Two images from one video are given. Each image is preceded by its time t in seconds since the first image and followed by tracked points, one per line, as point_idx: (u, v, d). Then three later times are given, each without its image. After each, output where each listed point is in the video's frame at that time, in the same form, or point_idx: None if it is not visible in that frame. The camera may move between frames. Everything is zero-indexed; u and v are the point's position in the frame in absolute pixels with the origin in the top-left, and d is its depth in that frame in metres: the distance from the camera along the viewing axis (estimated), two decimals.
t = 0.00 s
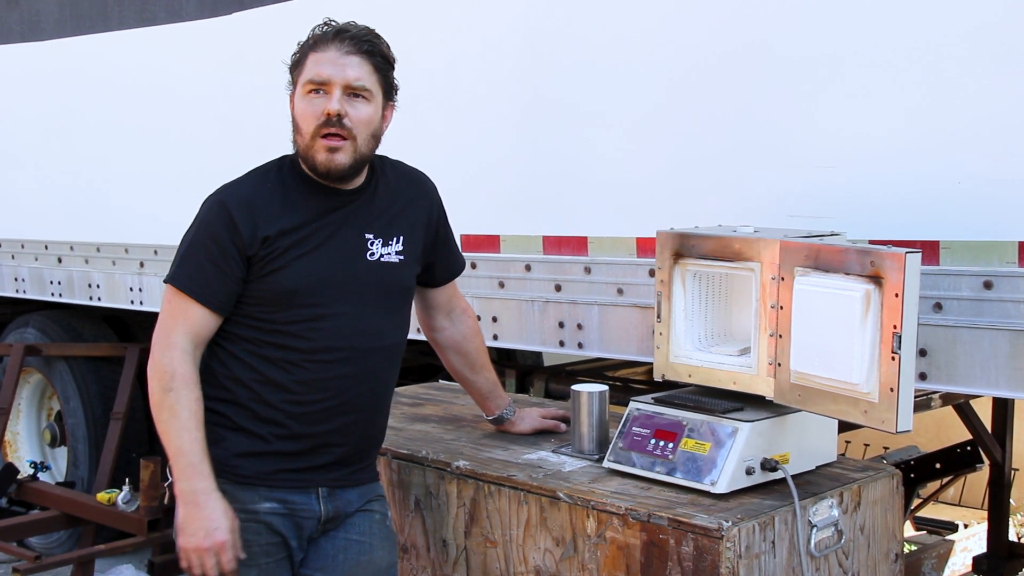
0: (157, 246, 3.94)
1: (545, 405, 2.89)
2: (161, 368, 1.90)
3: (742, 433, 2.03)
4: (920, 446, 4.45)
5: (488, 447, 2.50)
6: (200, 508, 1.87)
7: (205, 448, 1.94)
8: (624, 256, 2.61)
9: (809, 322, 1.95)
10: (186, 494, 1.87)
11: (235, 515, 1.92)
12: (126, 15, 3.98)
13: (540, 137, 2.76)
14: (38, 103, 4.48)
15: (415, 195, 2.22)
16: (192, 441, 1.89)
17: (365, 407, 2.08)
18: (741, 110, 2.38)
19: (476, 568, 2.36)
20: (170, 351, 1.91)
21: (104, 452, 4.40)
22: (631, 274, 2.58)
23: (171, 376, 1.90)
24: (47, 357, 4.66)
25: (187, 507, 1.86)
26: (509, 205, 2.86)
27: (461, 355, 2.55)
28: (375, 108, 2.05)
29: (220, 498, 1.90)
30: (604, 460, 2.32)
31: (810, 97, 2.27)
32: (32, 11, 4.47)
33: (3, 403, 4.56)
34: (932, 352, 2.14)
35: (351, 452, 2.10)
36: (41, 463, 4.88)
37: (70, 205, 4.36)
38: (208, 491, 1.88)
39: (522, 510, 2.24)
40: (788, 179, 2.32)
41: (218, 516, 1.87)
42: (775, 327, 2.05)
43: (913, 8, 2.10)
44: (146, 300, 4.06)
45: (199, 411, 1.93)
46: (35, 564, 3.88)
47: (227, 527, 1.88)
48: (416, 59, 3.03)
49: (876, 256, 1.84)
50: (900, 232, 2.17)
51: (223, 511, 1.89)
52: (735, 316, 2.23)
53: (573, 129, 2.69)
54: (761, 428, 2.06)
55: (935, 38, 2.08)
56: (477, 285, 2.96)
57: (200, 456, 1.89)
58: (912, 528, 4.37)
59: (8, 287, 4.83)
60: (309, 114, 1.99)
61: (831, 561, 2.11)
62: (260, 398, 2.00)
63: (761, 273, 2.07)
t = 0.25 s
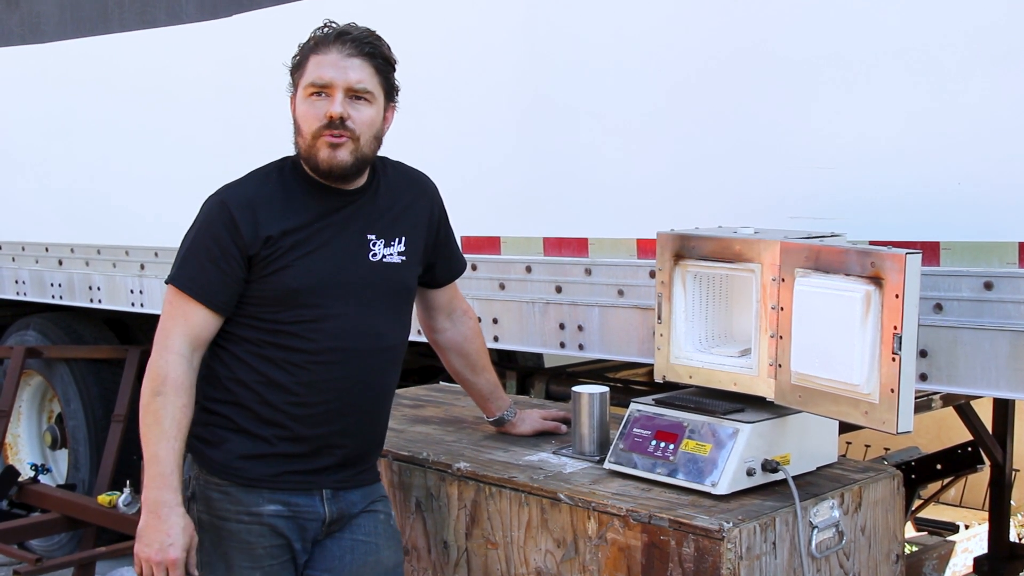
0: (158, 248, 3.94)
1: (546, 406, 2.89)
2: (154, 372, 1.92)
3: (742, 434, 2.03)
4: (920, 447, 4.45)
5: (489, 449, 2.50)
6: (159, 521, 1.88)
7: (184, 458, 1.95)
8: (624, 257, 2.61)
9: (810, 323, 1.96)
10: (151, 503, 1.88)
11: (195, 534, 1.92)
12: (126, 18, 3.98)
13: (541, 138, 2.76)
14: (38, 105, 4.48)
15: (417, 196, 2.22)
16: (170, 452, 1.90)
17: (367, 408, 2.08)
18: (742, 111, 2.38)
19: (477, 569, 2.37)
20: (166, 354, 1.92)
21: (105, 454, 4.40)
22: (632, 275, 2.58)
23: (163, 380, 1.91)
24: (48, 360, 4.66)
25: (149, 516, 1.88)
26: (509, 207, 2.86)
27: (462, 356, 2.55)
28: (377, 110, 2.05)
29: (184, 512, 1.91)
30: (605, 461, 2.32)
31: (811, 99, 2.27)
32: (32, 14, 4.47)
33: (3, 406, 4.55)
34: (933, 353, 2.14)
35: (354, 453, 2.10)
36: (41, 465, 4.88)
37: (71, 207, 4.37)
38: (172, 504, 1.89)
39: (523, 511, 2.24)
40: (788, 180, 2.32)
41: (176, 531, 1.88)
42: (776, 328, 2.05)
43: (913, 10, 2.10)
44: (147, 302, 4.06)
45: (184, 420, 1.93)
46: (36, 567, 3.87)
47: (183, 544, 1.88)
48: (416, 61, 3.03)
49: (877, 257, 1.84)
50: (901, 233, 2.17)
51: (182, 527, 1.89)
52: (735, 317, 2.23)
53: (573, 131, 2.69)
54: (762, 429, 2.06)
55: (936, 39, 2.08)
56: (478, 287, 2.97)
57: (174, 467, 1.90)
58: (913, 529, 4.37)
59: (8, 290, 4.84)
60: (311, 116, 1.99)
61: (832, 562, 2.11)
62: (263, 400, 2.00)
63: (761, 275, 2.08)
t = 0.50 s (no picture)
0: (158, 251, 3.94)
1: (546, 407, 2.89)
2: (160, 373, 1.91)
3: (742, 435, 2.03)
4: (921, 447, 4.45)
5: (490, 450, 2.50)
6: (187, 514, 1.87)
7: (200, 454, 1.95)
8: (624, 259, 2.61)
9: (809, 324, 1.96)
10: (176, 499, 1.88)
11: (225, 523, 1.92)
12: (126, 20, 3.98)
13: (541, 140, 2.76)
14: (38, 107, 4.48)
15: (416, 197, 2.22)
16: (187, 446, 1.90)
17: (368, 409, 2.08)
18: (741, 112, 2.38)
19: (478, 571, 2.37)
20: (171, 355, 1.92)
21: (106, 457, 4.40)
22: (632, 276, 2.58)
23: (169, 380, 1.91)
24: (48, 362, 4.66)
25: (176, 512, 1.87)
26: (509, 208, 2.86)
27: (462, 357, 2.55)
28: (376, 113, 2.05)
29: (211, 504, 1.91)
30: (605, 462, 2.32)
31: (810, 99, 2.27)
32: (31, 16, 4.47)
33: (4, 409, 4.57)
34: (933, 353, 2.14)
35: (355, 455, 2.10)
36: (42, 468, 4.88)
37: (71, 209, 4.37)
38: (198, 497, 1.89)
39: (523, 513, 2.24)
40: (787, 181, 2.33)
41: (206, 523, 1.88)
42: (776, 329, 2.05)
43: (912, 10, 2.10)
44: (147, 305, 4.06)
45: (195, 418, 1.93)
46: (37, 570, 3.90)
47: (214, 533, 1.89)
48: (415, 62, 3.03)
49: (876, 257, 1.85)
50: (900, 233, 2.17)
51: (211, 518, 1.89)
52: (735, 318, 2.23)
53: (573, 132, 2.69)
54: (762, 430, 2.06)
55: (935, 40, 2.08)
56: (478, 288, 2.97)
57: (193, 461, 1.90)
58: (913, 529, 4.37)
59: (8, 292, 4.84)
60: (311, 120, 1.99)
61: (832, 563, 2.11)
62: (263, 402, 2.00)
63: (761, 275, 2.08)
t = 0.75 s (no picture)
0: (157, 251, 3.94)
1: (546, 408, 2.89)
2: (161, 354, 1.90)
3: (741, 437, 2.03)
4: (920, 449, 4.45)
5: (489, 451, 2.50)
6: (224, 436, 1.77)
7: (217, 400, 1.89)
8: (624, 260, 2.61)
9: (808, 325, 1.96)
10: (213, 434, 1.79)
11: (270, 427, 1.79)
12: (126, 20, 3.98)
13: (541, 141, 2.77)
14: (37, 107, 4.48)
15: (415, 198, 2.22)
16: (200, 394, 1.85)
17: (368, 410, 2.08)
18: (741, 114, 2.39)
19: (476, 571, 2.37)
20: (170, 339, 1.90)
21: (105, 457, 4.40)
22: (631, 277, 2.58)
23: (168, 360, 1.89)
24: (47, 362, 4.66)
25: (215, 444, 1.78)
26: (508, 209, 2.86)
27: (461, 358, 2.55)
28: (378, 116, 2.05)
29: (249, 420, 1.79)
30: (604, 463, 2.32)
31: (810, 101, 2.27)
32: (31, 15, 4.47)
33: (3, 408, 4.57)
34: (932, 355, 2.15)
35: (354, 455, 2.10)
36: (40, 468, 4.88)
37: (70, 209, 4.37)
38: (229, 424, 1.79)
39: (522, 513, 2.24)
40: (787, 182, 2.33)
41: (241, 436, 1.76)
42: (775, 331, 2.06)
43: (912, 12, 2.10)
44: (146, 305, 4.06)
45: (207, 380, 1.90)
46: (36, 569, 3.89)
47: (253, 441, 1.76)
48: (415, 63, 3.03)
49: (876, 259, 1.85)
50: (900, 235, 2.18)
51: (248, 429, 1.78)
52: (735, 319, 2.23)
53: (572, 133, 2.70)
54: (761, 432, 2.06)
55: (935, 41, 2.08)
56: (477, 289, 2.97)
57: (209, 403, 1.84)
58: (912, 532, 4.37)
59: (8, 292, 4.84)
60: (313, 123, 1.98)
61: (831, 565, 2.11)
62: (263, 402, 2.00)
63: (760, 277, 2.08)
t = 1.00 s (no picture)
0: (156, 250, 3.94)
1: (545, 408, 2.89)
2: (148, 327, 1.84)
3: (740, 437, 2.03)
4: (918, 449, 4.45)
5: (487, 451, 2.50)
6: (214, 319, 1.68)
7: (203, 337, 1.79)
8: (623, 260, 2.61)
9: (807, 326, 1.96)
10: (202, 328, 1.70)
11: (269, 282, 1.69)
12: (125, 19, 3.98)
13: (540, 140, 2.77)
14: (36, 106, 4.48)
15: (414, 197, 2.22)
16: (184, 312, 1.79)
17: (368, 409, 2.08)
18: (740, 114, 2.39)
19: (475, 571, 2.37)
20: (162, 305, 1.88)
21: (103, 456, 4.40)
22: (630, 277, 2.58)
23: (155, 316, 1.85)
24: (46, 361, 4.66)
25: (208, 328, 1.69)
26: (508, 209, 2.86)
27: (459, 357, 2.55)
28: (381, 120, 2.05)
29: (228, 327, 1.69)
30: (603, 463, 2.32)
31: (809, 101, 2.27)
32: (29, 14, 4.47)
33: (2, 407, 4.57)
34: (930, 356, 2.15)
35: (354, 454, 2.10)
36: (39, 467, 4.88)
37: (69, 208, 4.37)
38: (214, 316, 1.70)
39: (521, 513, 2.24)
40: (787, 183, 2.33)
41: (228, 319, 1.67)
42: (774, 331, 2.06)
43: (912, 12, 2.10)
44: (145, 304, 4.06)
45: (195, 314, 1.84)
46: (35, 568, 3.89)
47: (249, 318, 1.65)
48: (415, 62, 3.03)
49: (875, 259, 1.85)
50: (899, 235, 2.18)
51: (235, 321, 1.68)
52: (734, 319, 2.23)
53: (571, 133, 2.70)
54: (760, 431, 2.06)
55: (934, 42, 2.08)
56: (476, 289, 2.97)
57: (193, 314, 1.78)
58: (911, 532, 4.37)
59: (6, 291, 4.84)
60: (317, 127, 1.98)
61: (829, 565, 2.11)
62: (262, 400, 1.99)
63: (759, 277, 2.08)
